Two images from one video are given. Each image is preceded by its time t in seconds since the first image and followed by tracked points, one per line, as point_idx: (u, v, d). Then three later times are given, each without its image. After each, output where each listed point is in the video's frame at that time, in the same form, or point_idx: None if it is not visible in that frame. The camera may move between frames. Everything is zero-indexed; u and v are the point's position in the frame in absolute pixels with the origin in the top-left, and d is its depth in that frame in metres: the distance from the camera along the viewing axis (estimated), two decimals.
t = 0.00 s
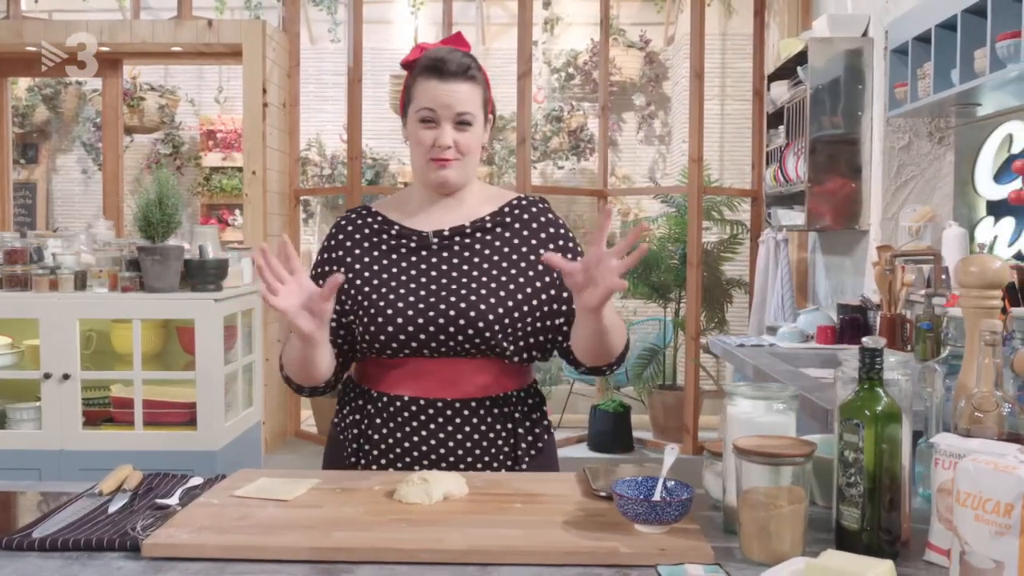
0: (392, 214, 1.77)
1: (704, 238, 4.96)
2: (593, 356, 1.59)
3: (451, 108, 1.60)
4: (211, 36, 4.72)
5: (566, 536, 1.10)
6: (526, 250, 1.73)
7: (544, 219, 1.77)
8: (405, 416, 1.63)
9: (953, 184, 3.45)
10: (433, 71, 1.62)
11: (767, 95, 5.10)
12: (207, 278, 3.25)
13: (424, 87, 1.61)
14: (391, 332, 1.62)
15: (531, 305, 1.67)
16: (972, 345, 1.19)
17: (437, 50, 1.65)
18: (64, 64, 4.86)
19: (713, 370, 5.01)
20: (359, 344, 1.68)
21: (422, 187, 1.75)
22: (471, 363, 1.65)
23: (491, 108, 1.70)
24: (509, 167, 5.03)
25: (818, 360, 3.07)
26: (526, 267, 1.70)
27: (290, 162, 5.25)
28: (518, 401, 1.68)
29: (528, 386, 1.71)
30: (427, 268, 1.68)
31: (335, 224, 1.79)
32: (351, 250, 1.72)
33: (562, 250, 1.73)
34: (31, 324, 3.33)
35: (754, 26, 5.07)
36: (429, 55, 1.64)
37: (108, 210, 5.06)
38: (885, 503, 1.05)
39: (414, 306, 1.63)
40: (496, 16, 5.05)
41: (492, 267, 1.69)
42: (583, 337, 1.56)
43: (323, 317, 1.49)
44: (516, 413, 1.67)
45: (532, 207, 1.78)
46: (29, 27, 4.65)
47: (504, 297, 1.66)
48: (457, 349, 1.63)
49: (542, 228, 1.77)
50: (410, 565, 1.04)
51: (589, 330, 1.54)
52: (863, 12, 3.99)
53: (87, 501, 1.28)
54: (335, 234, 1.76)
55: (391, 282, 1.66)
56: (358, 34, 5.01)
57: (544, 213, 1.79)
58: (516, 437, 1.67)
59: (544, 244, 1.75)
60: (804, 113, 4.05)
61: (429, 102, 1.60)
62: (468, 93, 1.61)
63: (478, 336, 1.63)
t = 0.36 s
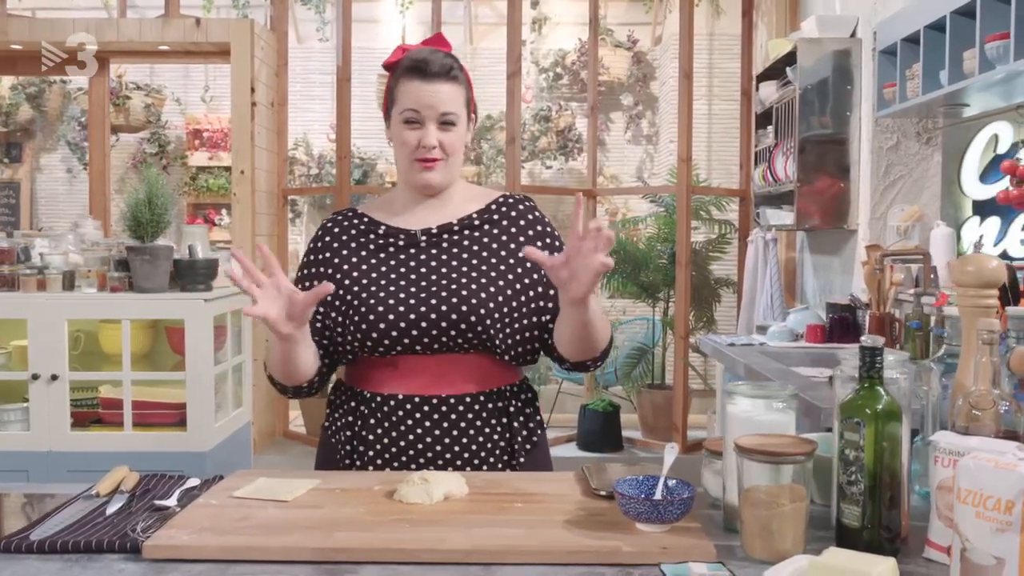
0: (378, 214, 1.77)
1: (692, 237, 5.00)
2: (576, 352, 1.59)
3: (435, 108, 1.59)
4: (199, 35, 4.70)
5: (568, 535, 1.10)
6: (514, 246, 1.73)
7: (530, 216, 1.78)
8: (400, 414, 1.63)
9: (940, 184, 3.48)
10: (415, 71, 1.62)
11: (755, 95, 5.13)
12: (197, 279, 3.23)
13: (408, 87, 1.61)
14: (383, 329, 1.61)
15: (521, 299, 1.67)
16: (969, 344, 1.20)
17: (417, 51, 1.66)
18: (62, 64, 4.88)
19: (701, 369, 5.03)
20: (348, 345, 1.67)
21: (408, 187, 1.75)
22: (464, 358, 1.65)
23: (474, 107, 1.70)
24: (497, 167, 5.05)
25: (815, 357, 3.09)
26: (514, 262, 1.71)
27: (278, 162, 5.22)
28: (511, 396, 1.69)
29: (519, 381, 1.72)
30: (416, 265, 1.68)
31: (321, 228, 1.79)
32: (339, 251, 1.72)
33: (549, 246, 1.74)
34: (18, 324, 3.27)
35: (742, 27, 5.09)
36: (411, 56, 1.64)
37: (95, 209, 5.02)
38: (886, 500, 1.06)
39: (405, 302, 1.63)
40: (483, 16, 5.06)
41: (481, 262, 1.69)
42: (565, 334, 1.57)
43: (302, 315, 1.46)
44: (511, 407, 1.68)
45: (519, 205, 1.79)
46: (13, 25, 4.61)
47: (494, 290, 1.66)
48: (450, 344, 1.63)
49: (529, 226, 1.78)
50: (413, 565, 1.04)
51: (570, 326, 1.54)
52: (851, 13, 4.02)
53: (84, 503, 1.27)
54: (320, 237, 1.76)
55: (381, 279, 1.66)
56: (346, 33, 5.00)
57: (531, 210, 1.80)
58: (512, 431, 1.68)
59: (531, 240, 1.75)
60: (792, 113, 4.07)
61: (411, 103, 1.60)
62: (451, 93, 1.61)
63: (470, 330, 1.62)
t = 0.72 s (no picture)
0: (405, 211, 1.79)
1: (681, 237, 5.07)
2: (597, 354, 1.60)
3: (467, 104, 1.60)
4: (188, 33, 4.68)
5: (572, 534, 1.10)
6: (535, 249, 1.74)
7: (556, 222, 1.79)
8: (402, 411, 1.63)
9: (929, 184, 3.52)
10: (450, 68, 1.63)
11: (743, 95, 5.15)
12: (188, 279, 3.22)
13: (441, 84, 1.62)
14: (391, 318, 1.63)
15: (537, 304, 1.67)
16: (969, 343, 1.22)
17: (453, 48, 1.67)
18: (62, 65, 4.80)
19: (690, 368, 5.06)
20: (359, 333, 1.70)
21: (437, 185, 1.75)
22: (472, 359, 1.65)
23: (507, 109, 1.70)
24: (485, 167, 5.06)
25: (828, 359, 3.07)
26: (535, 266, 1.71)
27: (267, 161, 5.20)
28: (518, 403, 1.68)
29: (530, 390, 1.71)
30: (433, 261, 1.70)
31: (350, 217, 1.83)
32: (363, 242, 1.76)
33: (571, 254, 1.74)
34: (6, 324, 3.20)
35: (731, 27, 5.11)
36: (446, 53, 1.65)
37: (82, 208, 4.98)
38: (888, 498, 1.06)
39: (417, 294, 1.64)
40: (471, 15, 5.15)
41: (499, 264, 1.70)
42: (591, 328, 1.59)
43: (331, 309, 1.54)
44: (517, 414, 1.67)
45: (545, 211, 1.80)
46: None
47: (509, 291, 1.67)
48: (457, 342, 1.64)
49: (554, 231, 1.78)
50: (418, 565, 1.04)
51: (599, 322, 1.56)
52: (840, 14, 4.04)
53: (83, 504, 1.27)
54: (348, 228, 1.80)
55: (398, 272, 1.69)
56: (336, 32, 4.98)
57: (558, 217, 1.81)
58: (516, 438, 1.66)
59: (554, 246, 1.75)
60: (782, 113, 4.08)
61: (444, 99, 1.61)
62: (484, 91, 1.62)
63: (478, 328, 1.63)
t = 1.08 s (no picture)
0: (440, 207, 1.78)
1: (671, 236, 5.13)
2: (615, 376, 1.50)
3: (507, 98, 1.60)
4: (177, 32, 4.66)
5: (579, 533, 1.10)
6: (559, 261, 1.71)
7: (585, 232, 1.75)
8: (411, 415, 1.65)
9: (919, 184, 3.54)
10: (493, 62, 1.63)
11: (733, 95, 5.16)
12: (179, 278, 3.20)
13: (484, 78, 1.62)
14: (404, 323, 1.64)
15: (552, 319, 1.64)
16: (969, 342, 1.23)
17: (500, 40, 1.66)
18: (62, 64, 4.84)
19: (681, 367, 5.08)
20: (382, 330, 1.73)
21: (474, 184, 1.75)
22: (479, 368, 1.64)
23: (550, 106, 1.70)
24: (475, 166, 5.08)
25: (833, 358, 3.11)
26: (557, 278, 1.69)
27: (257, 161, 5.18)
28: (532, 414, 1.65)
29: (546, 400, 1.68)
30: (452, 265, 1.69)
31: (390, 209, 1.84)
32: (393, 239, 1.76)
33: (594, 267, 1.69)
34: None
35: (720, 28, 5.12)
36: (490, 47, 1.65)
37: (71, 208, 4.94)
38: (893, 496, 1.07)
39: (432, 300, 1.64)
40: (461, 14, 5.14)
41: (518, 275, 1.68)
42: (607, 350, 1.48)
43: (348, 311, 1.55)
44: (529, 425, 1.65)
45: (575, 219, 1.77)
46: None
47: (525, 304, 1.65)
48: (464, 352, 1.63)
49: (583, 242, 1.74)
50: (425, 565, 1.04)
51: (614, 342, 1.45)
52: (831, 15, 4.06)
53: (85, 505, 1.26)
54: (384, 221, 1.81)
55: (419, 273, 1.69)
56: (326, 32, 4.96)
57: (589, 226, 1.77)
58: (526, 448, 1.66)
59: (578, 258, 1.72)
60: (773, 113, 4.10)
61: (484, 93, 1.61)
62: (526, 86, 1.61)
63: (485, 342, 1.62)
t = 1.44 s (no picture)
0: (460, 213, 1.78)
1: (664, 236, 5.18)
2: (616, 389, 1.44)
3: (526, 102, 1.57)
4: (168, 31, 4.63)
5: (587, 534, 1.10)
6: (563, 270, 1.66)
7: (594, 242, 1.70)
8: (413, 413, 1.68)
9: (911, 184, 3.56)
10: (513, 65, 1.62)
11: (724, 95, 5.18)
12: (172, 279, 3.18)
13: (504, 80, 1.60)
14: (406, 323, 1.67)
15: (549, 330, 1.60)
16: (973, 342, 1.23)
17: (523, 43, 1.64)
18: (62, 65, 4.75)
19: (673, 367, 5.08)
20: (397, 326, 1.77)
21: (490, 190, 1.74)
22: (474, 372, 1.64)
23: (571, 111, 1.67)
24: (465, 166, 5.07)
25: (832, 358, 3.12)
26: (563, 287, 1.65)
27: (248, 160, 5.16)
28: (527, 422, 1.65)
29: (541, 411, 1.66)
30: (458, 269, 1.70)
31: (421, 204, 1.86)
32: (412, 238, 1.78)
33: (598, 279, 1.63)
34: None
35: (711, 28, 5.13)
36: (512, 49, 1.64)
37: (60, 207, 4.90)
38: (899, 496, 1.07)
39: (434, 303, 1.65)
40: (451, 14, 5.13)
41: (519, 282, 1.65)
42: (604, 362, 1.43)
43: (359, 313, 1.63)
44: (524, 432, 1.64)
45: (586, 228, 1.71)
46: None
47: (523, 312, 1.62)
48: (459, 357, 1.64)
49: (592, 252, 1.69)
50: (434, 567, 1.03)
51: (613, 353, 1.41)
52: (823, 15, 4.07)
53: (85, 507, 1.25)
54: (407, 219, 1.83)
55: (428, 274, 1.71)
56: (317, 31, 4.94)
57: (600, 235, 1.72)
58: (522, 454, 1.65)
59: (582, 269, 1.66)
60: (767, 113, 4.10)
61: (503, 96, 1.59)
62: (547, 90, 1.59)
63: (478, 348, 1.61)
